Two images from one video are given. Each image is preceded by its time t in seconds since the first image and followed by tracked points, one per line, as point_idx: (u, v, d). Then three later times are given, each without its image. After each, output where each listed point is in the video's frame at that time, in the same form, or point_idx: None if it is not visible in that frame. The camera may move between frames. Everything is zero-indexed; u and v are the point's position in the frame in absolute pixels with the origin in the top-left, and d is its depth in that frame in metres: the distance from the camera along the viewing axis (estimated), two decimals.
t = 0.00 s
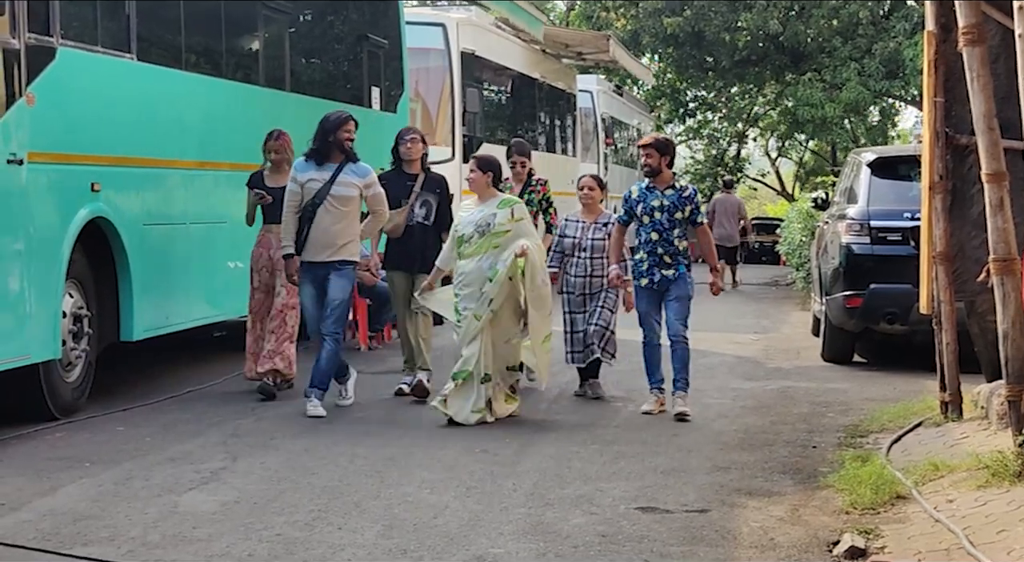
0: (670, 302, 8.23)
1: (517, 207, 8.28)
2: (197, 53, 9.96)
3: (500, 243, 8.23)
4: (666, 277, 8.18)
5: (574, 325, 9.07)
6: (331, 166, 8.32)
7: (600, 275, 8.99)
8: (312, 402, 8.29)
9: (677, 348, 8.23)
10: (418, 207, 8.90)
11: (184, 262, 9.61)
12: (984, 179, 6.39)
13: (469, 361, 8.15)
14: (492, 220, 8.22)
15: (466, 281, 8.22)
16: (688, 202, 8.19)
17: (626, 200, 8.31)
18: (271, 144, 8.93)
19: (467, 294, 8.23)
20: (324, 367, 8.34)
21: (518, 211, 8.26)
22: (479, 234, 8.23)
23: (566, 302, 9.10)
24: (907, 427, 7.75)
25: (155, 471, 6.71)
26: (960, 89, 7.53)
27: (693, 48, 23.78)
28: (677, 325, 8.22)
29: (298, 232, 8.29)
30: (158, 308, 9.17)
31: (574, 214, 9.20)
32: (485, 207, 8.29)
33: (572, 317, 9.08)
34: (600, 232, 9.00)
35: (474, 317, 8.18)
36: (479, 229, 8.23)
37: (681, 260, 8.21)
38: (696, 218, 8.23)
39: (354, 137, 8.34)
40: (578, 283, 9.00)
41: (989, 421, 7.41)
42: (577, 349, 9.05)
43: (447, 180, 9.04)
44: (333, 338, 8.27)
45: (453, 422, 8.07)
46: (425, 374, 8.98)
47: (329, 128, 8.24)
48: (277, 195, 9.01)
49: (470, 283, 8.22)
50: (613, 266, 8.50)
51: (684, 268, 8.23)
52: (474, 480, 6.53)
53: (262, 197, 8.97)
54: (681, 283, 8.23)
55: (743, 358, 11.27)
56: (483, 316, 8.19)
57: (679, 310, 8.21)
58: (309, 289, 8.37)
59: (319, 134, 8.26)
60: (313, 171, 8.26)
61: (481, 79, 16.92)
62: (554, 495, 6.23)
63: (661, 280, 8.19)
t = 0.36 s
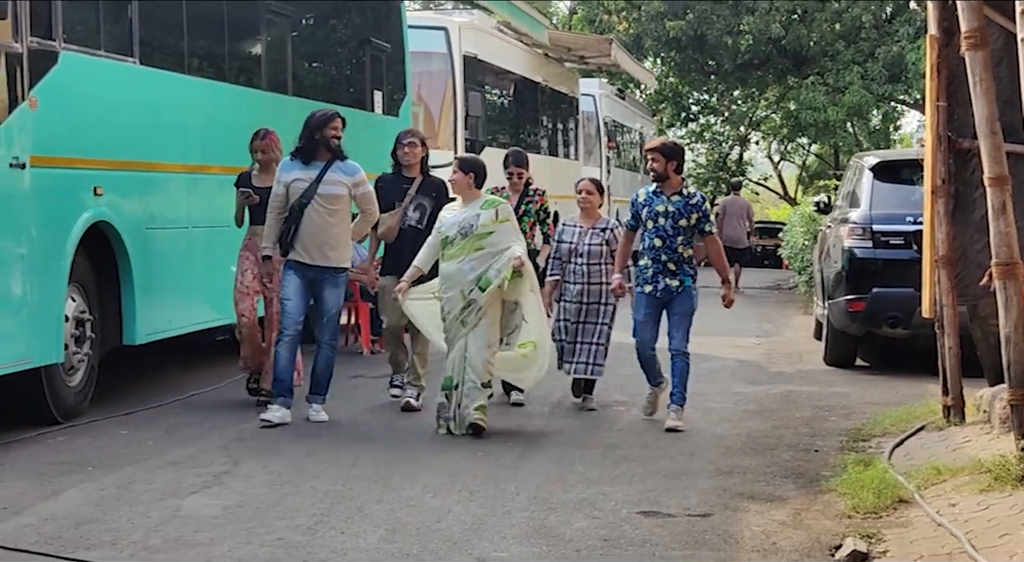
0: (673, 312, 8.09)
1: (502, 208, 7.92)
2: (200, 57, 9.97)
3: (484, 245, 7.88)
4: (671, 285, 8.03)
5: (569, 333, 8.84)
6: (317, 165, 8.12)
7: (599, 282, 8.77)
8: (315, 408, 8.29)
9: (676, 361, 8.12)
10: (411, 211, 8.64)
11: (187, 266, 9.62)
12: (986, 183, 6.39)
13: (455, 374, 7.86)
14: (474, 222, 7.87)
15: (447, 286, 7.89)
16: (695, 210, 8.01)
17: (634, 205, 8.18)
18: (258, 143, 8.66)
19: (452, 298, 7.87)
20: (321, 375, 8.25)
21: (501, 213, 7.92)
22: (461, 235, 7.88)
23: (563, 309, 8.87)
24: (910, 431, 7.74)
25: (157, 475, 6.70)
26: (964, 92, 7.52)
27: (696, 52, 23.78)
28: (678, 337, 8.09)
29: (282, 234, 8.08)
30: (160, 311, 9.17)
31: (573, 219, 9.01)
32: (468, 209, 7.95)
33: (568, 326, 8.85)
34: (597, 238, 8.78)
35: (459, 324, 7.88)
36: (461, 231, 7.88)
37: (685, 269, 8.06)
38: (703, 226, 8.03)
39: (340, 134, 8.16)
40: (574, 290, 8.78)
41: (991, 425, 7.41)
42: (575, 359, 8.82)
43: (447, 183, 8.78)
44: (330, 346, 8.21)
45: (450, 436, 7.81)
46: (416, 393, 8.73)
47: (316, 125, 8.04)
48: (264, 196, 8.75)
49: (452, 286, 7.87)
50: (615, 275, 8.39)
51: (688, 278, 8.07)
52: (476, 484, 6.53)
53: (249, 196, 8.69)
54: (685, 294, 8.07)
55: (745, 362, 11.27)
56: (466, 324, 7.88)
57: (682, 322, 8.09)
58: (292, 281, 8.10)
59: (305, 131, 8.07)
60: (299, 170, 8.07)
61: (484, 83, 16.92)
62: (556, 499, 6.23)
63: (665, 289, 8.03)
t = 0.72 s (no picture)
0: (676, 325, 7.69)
1: (499, 212, 7.74)
2: (204, 62, 9.99)
3: (477, 251, 7.73)
4: (673, 296, 7.60)
5: (569, 346, 8.62)
6: (302, 171, 7.91)
7: (599, 294, 8.57)
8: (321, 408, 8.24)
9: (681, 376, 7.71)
10: (402, 221, 8.36)
11: (192, 272, 9.63)
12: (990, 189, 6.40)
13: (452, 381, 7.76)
14: (467, 228, 7.72)
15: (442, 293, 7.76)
16: (693, 216, 7.56)
17: (631, 214, 7.77)
18: (241, 148, 8.42)
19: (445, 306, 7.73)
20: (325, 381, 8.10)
21: (496, 216, 7.72)
22: (455, 241, 7.75)
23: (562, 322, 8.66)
24: (914, 436, 7.75)
25: (162, 480, 6.72)
26: (967, 99, 7.51)
27: (700, 56, 23.77)
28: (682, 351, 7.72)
29: (269, 245, 7.88)
30: (166, 317, 9.19)
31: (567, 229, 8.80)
32: (463, 213, 7.80)
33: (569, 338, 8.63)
34: (596, 247, 8.59)
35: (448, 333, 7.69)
36: (455, 237, 7.74)
37: (687, 279, 7.63)
38: (702, 232, 7.58)
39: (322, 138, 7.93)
40: (574, 303, 8.56)
41: (995, 431, 7.41)
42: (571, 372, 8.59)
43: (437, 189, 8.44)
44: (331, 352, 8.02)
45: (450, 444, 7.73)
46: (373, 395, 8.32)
47: (300, 132, 7.81)
48: (247, 205, 8.46)
49: (446, 294, 7.73)
50: (615, 285, 7.97)
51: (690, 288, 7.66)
52: (480, 490, 6.54)
53: (231, 206, 8.42)
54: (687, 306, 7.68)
55: (750, 367, 11.27)
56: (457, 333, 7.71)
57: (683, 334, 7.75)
58: (286, 295, 7.89)
59: (289, 139, 7.83)
60: (285, 179, 7.85)
61: (489, 88, 16.93)
62: (561, 504, 6.24)
63: (667, 300, 7.59)
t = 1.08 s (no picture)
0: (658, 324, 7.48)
1: (480, 217, 7.37)
2: (205, 63, 9.99)
3: (462, 257, 7.34)
4: (652, 295, 7.42)
5: (558, 350, 8.25)
6: (283, 171, 7.63)
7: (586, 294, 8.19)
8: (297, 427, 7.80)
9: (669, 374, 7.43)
10: (382, 215, 8.12)
11: (192, 273, 9.63)
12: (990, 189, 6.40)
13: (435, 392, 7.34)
14: (452, 234, 7.32)
15: (423, 299, 7.35)
16: (674, 213, 7.36)
17: (608, 212, 7.53)
18: (220, 144, 8.21)
19: (425, 315, 7.34)
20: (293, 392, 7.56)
21: (481, 220, 7.35)
22: (438, 247, 7.32)
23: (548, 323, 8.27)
24: (915, 436, 7.75)
25: (163, 480, 6.72)
26: (968, 99, 7.50)
27: (702, 57, 23.75)
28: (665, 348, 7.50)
29: (251, 247, 7.58)
30: (165, 317, 9.18)
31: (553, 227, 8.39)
32: (443, 217, 7.39)
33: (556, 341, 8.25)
34: (585, 246, 8.20)
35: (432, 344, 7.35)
36: (439, 242, 7.31)
37: (668, 277, 7.45)
38: (684, 231, 7.37)
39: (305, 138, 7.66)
40: (563, 303, 8.18)
41: (996, 431, 7.41)
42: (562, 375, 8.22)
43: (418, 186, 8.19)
44: (304, 356, 7.58)
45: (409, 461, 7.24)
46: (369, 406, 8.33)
47: (281, 130, 7.53)
48: (226, 202, 8.31)
49: (430, 302, 7.33)
50: (595, 286, 7.82)
51: (672, 286, 7.46)
52: (480, 490, 6.54)
53: (209, 204, 8.26)
54: (669, 304, 7.47)
55: (751, 367, 11.26)
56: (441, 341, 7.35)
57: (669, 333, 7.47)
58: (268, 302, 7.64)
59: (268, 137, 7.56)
60: (266, 179, 7.56)
61: (490, 88, 16.92)
62: (561, 505, 6.25)
63: (646, 299, 7.42)
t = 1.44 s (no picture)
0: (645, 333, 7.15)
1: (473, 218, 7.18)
2: (209, 62, 10.01)
3: (457, 258, 7.14)
4: (643, 303, 7.14)
5: (551, 351, 8.04)
6: (270, 168, 7.33)
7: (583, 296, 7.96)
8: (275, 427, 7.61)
9: (646, 383, 7.11)
10: (372, 222, 8.11)
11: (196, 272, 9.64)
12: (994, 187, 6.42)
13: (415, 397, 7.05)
14: (448, 234, 7.10)
15: (414, 301, 7.12)
16: (673, 220, 7.09)
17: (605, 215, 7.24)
18: (207, 144, 7.91)
19: (416, 318, 7.11)
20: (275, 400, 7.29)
21: (474, 222, 7.17)
22: (434, 247, 7.11)
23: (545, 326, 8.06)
24: (918, 435, 7.74)
25: (166, 479, 6.72)
26: (971, 97, 7.53)
27: (706, 55, 23.72)
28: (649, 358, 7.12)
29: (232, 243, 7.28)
30: (169, 316, 9.19)
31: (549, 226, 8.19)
32: (435, 217, 7.17)
33: (550, 345, 8.04)
34: (580, 247, 7.99)
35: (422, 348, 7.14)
36: (434, 242, 7.10)
37: (662, 285, 7.15)
38: (685, 237, 7.13)
39: (297, 135, 7.34)
40: (558, 307, 7.97)
41: (1000, 429, 7.41)
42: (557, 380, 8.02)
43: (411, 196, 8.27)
44: (286, 365, 7.27)
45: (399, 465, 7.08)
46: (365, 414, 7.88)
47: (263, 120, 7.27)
48: (210, 203, 8.00)
49: (423, 304, 7.10)
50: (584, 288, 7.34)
51: (664, 295, 7.15)
52: (484, 489, 6.54)
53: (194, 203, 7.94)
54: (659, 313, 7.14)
55: (754, 366, 11.25)
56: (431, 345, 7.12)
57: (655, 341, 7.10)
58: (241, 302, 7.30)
59: (259, 130, 7.29)
60: (252, 172, 7.27)
61: (493, 87, 16.92)
62: (564, 504, 6.24)
63: (636, 308, 7.15)
